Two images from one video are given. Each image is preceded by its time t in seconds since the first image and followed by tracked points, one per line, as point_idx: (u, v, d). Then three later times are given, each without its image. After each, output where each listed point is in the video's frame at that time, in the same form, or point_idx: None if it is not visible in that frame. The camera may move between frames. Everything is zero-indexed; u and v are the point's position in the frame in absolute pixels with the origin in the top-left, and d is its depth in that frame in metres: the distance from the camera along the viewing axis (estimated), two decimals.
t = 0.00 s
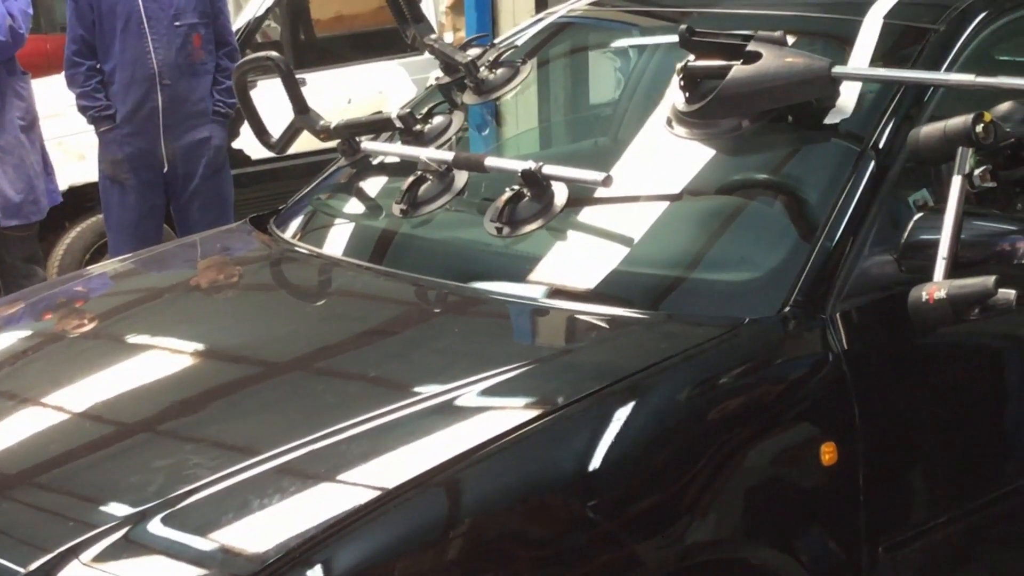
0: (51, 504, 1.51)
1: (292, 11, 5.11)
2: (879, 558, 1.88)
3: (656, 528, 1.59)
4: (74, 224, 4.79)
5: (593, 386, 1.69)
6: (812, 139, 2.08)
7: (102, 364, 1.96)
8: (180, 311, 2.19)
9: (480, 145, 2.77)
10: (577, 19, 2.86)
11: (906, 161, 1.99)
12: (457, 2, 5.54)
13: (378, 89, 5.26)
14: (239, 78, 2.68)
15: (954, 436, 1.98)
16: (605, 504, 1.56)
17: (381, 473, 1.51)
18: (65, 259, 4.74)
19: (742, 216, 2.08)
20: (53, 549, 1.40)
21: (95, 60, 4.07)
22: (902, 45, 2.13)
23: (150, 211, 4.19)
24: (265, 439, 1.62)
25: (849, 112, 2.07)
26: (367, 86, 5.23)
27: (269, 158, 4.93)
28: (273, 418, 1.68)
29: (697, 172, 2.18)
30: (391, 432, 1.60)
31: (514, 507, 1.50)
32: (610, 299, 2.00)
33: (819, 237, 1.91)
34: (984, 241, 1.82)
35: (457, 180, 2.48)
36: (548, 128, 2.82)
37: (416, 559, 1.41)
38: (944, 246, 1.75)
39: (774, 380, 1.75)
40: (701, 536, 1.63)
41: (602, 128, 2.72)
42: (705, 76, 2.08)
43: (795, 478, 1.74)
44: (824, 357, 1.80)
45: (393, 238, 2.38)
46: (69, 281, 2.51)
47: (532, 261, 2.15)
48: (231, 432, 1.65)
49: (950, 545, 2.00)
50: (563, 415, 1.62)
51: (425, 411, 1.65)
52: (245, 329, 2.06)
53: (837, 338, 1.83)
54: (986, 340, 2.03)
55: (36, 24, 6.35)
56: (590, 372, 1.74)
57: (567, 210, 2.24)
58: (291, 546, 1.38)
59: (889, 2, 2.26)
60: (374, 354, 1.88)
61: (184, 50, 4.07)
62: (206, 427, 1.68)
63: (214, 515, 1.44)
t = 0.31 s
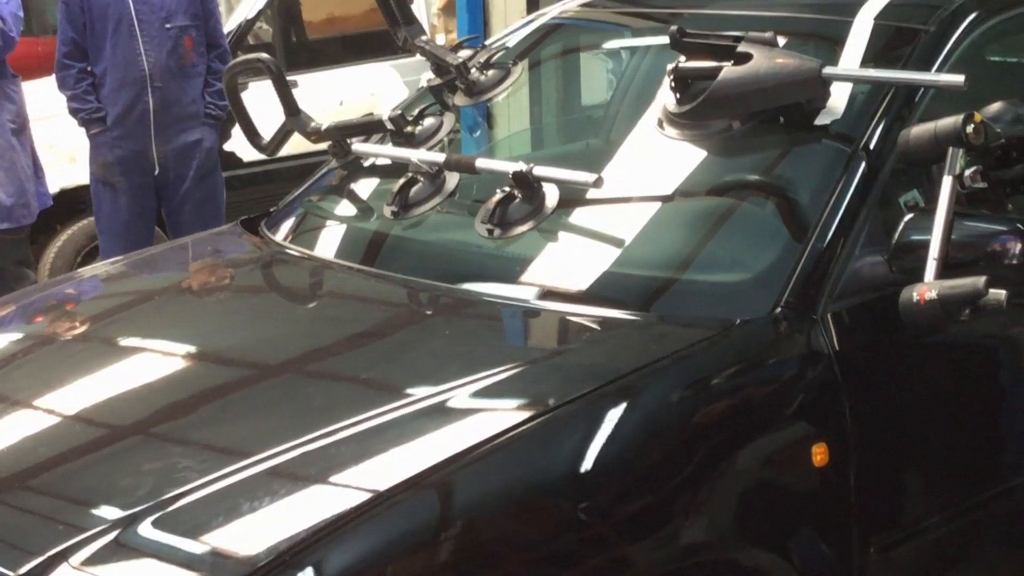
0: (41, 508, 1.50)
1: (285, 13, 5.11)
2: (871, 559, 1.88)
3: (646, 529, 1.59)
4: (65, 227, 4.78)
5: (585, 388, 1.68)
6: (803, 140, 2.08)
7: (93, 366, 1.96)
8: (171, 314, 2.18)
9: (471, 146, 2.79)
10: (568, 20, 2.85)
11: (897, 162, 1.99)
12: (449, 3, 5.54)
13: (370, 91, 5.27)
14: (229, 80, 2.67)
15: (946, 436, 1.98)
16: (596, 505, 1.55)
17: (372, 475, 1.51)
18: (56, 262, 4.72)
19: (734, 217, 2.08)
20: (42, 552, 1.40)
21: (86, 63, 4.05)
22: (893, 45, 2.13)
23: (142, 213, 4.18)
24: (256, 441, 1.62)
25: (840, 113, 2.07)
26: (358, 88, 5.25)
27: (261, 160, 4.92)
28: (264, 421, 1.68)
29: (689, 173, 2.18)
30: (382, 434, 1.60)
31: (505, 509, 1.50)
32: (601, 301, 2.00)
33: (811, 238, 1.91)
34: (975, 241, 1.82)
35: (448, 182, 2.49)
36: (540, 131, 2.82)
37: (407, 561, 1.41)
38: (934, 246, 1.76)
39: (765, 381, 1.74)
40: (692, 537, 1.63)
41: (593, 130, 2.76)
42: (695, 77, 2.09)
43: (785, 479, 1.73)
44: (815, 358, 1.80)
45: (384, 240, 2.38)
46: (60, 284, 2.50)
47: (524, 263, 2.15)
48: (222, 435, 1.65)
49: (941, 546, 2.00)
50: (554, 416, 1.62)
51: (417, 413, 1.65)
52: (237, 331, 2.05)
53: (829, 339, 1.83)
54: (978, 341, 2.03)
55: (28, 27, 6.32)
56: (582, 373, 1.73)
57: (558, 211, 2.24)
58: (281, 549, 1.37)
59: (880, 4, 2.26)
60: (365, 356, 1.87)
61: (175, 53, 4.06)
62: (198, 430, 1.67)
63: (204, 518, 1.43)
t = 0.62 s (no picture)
0: (30, 513, 1.49)
1: (275, 16, 5.10)
2: (861, 562, 1.88)
3: (637, 533, 1.59)
4: (55, 231, 4.77)
5: (575, 391, 1.68)
6: (792, 144, 2.08)
7: (83, 371, 1.95)
8: (162, 318, 2.17)
9: (462, 149, 2.77)
10: (558, 23, 2.85)
11: (886, 166, 2.00)
12: (440, 7, 5.55)
13: (362, 94, 5.27)
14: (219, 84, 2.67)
15: (936, 438, 1.99)
16: (587, 509, 1.55)
17: (362, 479, 1.50)
18: (46, 267, 4.71)
19: (724, 220, 2.08)
20: (31, 557, 1.39)
21: (76, 67, 4.04)
22: (882, 49, 2.14)
23: (131, 217, 4.17)
24: (246, 445, 1.61)
25: (830, 116, 2.07)
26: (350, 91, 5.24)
27: (251, 164, 4.92)
28: (254, 424, 1.68)
29: (680, 177, 2.18)
30: (372, 438, 1.60)
31: (496, 513, 1.49)
32: (591, 304, 2.00)
33: (801, 241, 1.92)
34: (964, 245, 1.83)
35: (438, 186, 2.48)
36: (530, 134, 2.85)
37: (397, 565, 1.40)
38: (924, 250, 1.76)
39: (755, 384, 1.74)
40: (682, 541, 1.63)
41: (584, 133, 2.77)
42: (684, 81, 2.09)
43: (776, 482, 1.73)
44: (806, 361, 1.80)
45: (374, 244, 2.38)
46: (49, 288, 2.49)
47: (514, 267, 2.15)
48: (212, 439, 1.64)
49: (931, 548, 2.00)
50: (544, 420, 1.62)
51: (407, 417, 1.65)
52: (227, 335, 2.05)
53: (819, 343, 1.83)
54: (968, 344, 2.04)
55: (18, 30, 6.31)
56: (572, 377, 1.73)
57: (548, 215, 2.24)
58: (271, 553, 1.37)
59: (869, 7, 2.27)
60: (356, 360, 1.87)
61: (165, 56, 4.05)
62: (188, 434, 1.67)
63: (193, 522, 1.43)
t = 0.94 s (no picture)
0: (24, 521, 1.48)
1: (271, 22, 5.09)
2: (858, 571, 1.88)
3: (632, 541, 1.58)
4: (50, 238, 4.76)
5: (571, 400, 1.68)
6: (789, 153, 2.08)
7: (77, 378, 1.94)
8: (156, 325, 2.17)
9: (458, 158, 2.79)
10: (555, 31, 2.85)
11: (882, 175, 2.00)
12: (436, 15, 5.55)
13: (358, 101, 5.27)
14: (215, 91, 2.66)
15: (933, 447, 1.98)
16: (583, 517, 1.55)
17: (358, 487, 1.50)
18: (40, 273, 4.70)
19: (719, 229, 2.08)
20: (24, 565, 1.38)
21: (71, 73, 4.03)
22: (878, 58, 2.14)
23: (126, 224, 4.16)
24: (241, 453, 1.60)
25: (826, 125, 2.07)
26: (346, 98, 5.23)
27: (246, 171, 4.91)
28: (249, 432, 1.67)
29: (675, 186, 2.18)
30: (367, 446, 1.59)
31: (491, 522, 1.49)
32: (587, 312, 2.00)
33: (797, 250, 1.92)
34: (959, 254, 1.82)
35: (433, 194, 2.47)
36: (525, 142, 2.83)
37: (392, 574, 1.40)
38: (919, 259, 1.76)
39: (751, 392, 1.74)
40: (678, 549, 1.62)
41: (580, 143, 2.76)
42: (679, 90, 2.09)
43: (772, 490, 1.73)
44: (802, 368, 1.80)
45: (369, 252, 2.37)
46: (43, 295, 2.48)
47: (509, 275, 2.14)
48: (207, 446, 1.64)
49: (928, 556, 2.00)
50: (540, 429, 1.61)
51: (403, 425, 1.64)
52: (222, 343, 2.04)
53: (815, 351, 1.83)
54: (964, 352, 2.04)
55: (13, 36, 6.31)
56: (568, 385, 1.73)
57: (544, 223, 2.23)
58: (265, 562, 1.36)
59: (865, 17, 2.27)
60: (351, 368, 1.86)
61: (160, 63, 4.04)
62: (182, 442, 1.66)
63: (188, 531, 1.42)
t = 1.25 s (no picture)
0: (24, 529, 1.48)
1: (271, 30, 5.13)
2: None
3: (635, 553, 1.57)
4: (49, 244, 4.75)
5: (574, 410, 1.67)
6: (792, 163, 2.08)
7: (78, 386, 1.93)
8: (157, 333, 2.16)
9: (460, 166, 2.77)
10: (557, 41, 2.85)
11: (886, 186, 2.00)
12: (437, 23, 5.56)
13: (358, 109, 5.27)
14: (217, 98, 2.66)
15: (936, 459, 1.97)
16: (586, 528, 1.54)
17: (360, 497, 1.49)
18: (40, 280, 4.69)
19: (722, 239, 2.08)
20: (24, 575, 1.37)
21: (72, 79, 4.03)
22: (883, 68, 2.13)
23: (126, 231, 4.15)
24: (242, 462, 1.60)
25: (829, 135, 2.08)
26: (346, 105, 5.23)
27: (246, 178, 4.91)
28: (249, 441, 1.66)
29: (677, 195, 2.18)
30: (369, 456, 1.58)
31: (494, 533, 1.48)
32: (589, 322, 1.99)
33: (801, 261, 1.91)
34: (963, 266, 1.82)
35: (436, 204, 2.47)
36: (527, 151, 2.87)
37: None
38: (923, 271, 1.75)
39: (754, 403, 1.73)
40: (681, 561, 1.61)
41: (581, 151, 2.79)
42: (684, 100, 2.08)
43: (776, 502, 1.72)
44: (805, 380, 1.79)
45: (370, 261, 2.36)
46: (44, 302, 2.47)
47: (511, 284, 2.14)
48: (208, 455, 1.63)
49: (930, 570, 1.99)
50: (542, 440, 1.61)
51: (404, 435, 1.63)
52: (223, 351, 2.03)
53: (818, 362, 1.82)
54: (966, 364, 2.03)
55: (15, 43, 6.32)
56: (570, 396, 1.72)
57: (547, 233, 2.23)
58: (267, 572, 1.35)
59: (868, 29, 2.27)
60: (351, 377, 1.86)
61: (162, 70, 4.03)
62: (182, 451, 1.65)
63: (189, 540, 1.41)
